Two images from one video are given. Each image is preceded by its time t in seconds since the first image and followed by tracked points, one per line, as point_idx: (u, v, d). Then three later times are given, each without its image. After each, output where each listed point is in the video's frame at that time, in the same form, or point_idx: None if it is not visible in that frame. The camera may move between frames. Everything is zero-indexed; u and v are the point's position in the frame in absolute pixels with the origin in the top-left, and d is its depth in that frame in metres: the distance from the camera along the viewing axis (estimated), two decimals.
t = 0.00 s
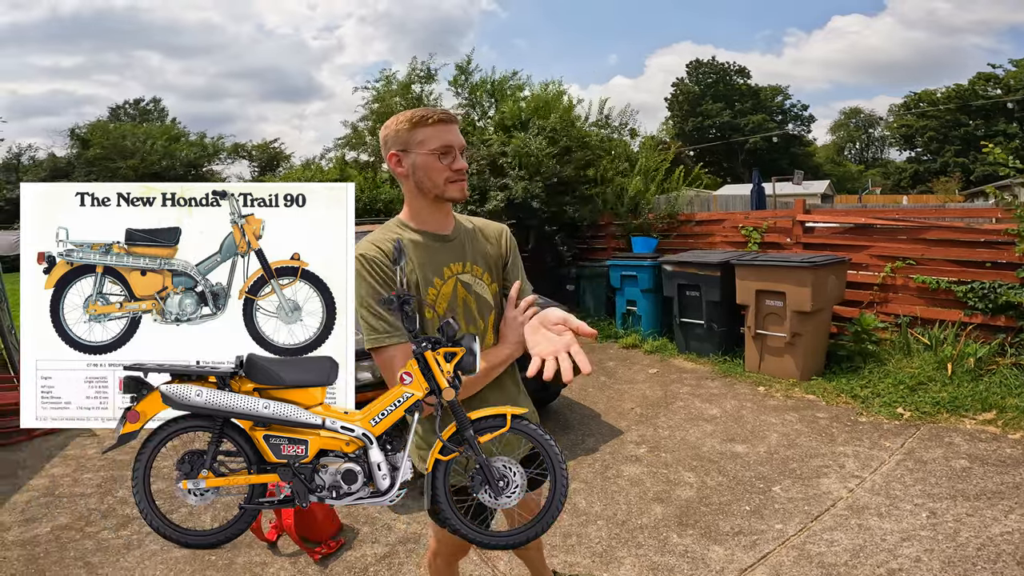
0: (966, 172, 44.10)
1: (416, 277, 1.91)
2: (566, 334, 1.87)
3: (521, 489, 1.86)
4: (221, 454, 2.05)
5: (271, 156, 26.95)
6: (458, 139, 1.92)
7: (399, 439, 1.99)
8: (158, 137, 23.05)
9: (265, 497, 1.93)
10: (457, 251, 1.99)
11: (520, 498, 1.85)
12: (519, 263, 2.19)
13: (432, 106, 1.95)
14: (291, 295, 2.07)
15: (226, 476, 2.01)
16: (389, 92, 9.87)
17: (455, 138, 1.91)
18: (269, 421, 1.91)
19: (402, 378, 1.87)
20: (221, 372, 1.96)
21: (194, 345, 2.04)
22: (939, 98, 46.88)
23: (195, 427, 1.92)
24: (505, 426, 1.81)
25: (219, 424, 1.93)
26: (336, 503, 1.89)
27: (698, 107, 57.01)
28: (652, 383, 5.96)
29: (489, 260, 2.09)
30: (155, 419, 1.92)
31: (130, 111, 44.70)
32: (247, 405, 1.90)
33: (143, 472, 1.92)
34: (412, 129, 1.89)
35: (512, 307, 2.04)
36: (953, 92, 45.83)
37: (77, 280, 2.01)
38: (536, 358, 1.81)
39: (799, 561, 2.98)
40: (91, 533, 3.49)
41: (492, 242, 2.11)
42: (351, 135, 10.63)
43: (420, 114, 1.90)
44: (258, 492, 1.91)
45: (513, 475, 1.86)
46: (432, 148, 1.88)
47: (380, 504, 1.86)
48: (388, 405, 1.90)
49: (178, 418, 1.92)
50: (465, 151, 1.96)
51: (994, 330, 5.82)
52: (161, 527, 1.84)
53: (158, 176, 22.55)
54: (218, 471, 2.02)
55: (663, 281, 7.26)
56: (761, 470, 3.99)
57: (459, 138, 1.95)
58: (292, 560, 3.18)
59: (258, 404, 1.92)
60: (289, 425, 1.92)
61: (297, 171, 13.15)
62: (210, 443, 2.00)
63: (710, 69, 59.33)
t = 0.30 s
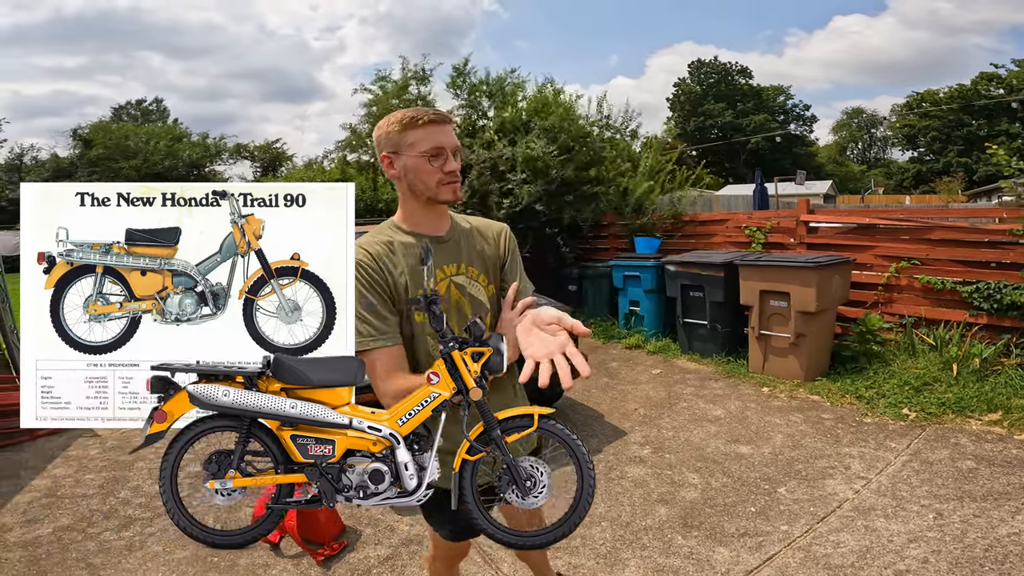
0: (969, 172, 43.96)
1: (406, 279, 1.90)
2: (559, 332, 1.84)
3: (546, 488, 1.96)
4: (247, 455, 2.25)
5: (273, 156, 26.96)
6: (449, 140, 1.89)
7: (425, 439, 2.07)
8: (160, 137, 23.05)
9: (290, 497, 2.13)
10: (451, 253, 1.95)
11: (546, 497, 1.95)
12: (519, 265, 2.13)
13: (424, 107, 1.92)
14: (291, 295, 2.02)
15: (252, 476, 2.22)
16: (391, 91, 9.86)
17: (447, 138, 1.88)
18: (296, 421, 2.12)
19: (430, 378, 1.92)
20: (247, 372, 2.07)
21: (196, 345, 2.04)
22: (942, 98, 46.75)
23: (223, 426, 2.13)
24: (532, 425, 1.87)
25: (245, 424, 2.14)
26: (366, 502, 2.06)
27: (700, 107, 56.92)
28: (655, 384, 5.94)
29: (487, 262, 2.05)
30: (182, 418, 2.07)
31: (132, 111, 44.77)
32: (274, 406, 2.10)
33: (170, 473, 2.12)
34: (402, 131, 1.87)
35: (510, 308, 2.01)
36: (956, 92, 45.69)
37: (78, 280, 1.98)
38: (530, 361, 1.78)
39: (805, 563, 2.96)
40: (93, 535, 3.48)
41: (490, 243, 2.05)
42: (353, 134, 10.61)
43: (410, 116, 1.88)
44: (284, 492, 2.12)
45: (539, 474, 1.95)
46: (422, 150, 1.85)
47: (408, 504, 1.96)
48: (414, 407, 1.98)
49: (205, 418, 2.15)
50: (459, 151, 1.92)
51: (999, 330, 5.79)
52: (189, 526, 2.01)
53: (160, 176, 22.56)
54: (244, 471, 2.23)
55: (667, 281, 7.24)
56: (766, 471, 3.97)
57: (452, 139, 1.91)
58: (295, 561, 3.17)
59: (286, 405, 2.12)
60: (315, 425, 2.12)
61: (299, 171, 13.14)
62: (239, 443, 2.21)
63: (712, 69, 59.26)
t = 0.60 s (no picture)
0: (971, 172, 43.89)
1: (397, 279, 1.90)
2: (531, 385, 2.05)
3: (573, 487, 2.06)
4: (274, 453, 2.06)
5: (275, 157, 27.00)
6: (423, 139, 1.85)
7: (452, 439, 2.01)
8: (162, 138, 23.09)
9: (317, 497, 1.97)
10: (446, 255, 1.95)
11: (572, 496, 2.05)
12: (514, 267, 2.16)
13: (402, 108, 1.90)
14: (291, 295, 2.00)
15: (280, 476, 2.03)
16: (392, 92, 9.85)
17: (418, 138, 1.84)
18: (324, 421, 1.92)
19: (457, 377, 1.95)
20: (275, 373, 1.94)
21: (196, 345, 2.00)
22: (944, 98, 46.70)
23: (249, 426, 1.92)
24: (559, 425, 1.96)
25: (273, 424, 1.93)
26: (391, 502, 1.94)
27: (701, 108, 56.90)
28: (659, 385, 5.93)
29: (481, 266, 2.07)
30: (210, 418, 1.93)
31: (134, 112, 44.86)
32: (302, 406, 1.90)
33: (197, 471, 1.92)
34: (378, 138, 1.89)
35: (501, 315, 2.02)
36: (958, 91, 45.62)
37: (78, 280, 1.96)
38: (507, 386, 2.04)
39: (812, 564, 2.94)
40: (95, 536, 3.47)
41: (483, 249, 2.07)
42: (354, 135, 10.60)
43: (385, 120, 1.88)
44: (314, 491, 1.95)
45: (566, 475, 2.05)
46: (392, 153, 1.84)
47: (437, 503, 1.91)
48: (441, 407, 1.95)
49: (232, 417, 1.93)
50: (438, 150, 1.88)
51: (1004, 331, 5.77)
52: (214, 526, 1.87)
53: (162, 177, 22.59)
54: (272, 471, 2.03)
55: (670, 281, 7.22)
56: (771, 472, 3.95)
57: (428, 137, 1.86)
58: (299, 562, 3.15)
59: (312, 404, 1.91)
60: (344, 425, 1.93)
61: (301, 172, 13.15)
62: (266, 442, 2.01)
63: (714, 69, 59.26)
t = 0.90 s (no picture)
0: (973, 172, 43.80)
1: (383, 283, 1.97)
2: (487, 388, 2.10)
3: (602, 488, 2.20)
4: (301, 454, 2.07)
5: (277, 157, 27.01)
6: (412, 140, 1.90)
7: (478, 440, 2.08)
8: (164, 138, 23.09)
9: (344, 497, 2.02)
10: (434, 260, 2.00)
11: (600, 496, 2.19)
12: (508, 271, 2.20)
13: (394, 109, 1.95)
14: (291, 295, 1.99)
15: (308, 476, 2.04)
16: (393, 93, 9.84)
17: (407, 139, 1.89)
18: (351, 421, 1.97)
19: (484, 377, 2.05)
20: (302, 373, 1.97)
21: (196, 344, 1.99)
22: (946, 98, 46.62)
23: (277, 426, 1.98)
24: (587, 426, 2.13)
25: (300, 424, 1.99)
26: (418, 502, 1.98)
27: (703, 108, 56.87)
28: (661, 385, 5.92)
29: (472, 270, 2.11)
30: (237, 418, 1.96)
31: (136, 112, 44.95)
32: (329, 405, 1.95)
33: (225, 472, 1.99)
34: (371, 139, 1.95)
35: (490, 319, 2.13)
36: (960, 91, 45.54)
37: (78, 280, 1.95)
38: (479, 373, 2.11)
39: (815, 565, 2.93)
40: (97, 536, 3.46)
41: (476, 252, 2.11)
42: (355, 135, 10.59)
43: (377, 121, 1.93)
44: (341, 491, 2.00)
45: (594, 475, 2.19)
46: (383, 155, 1.90)
47: (464, 504, 1.96)
48: (469, 407, 2.03)
49: (260, 418, 1.99)
50: (430, 150, 1.93)
51: (1007, 331, 5.75)
52: (242, 526, 1.92)
53: (164, 177, 22.60)
54: (299, 471, 2.04)
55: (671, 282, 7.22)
56: (775, 472, 3.94)
57: (417, 138, 1.91)
58: (300, 563, 3.15)
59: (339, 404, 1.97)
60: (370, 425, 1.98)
61: (303, 172, 13.16)
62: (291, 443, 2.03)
63: (715, 69, 59.22)
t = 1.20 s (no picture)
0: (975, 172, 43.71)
1: (383, 285, 2.01)
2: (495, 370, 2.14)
3: (627, 488, 2.23)
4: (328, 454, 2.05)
5: (278, 157, 27.02)
6: (412, 144, 1.91)
7: (505, 440, 2.12)
8: (165, 139, 23.11)
9: (372, 498, 2.01)
10: (432, 262, 2.05)
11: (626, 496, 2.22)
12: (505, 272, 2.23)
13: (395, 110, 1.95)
14: (291, 295, 1.98)
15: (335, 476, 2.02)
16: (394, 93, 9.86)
17: (407, 143, 1.90)
18: (378, 421, 1.99)
19: (512, 377, 2.16)
20: (330, 373, 1.98)
21: (196, 344, 1.98)
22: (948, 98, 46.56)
23: (304, 426, 1.99)
24: (613, 425, 2.20)
25: (327, 424, 2.00)
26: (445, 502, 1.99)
27: (704, 108, 56.83)
28: (662, 386, 5.91)
29: (469, 273, 2.14)
30: (263, 418, 1.97)
31: (138, 112, 45.04)
32: (356, 405, 1.97)
33: (251, 472, 1.99)
34: (368, 137, 1.94)
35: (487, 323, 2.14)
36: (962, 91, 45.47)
37: (79, 280, 1.95)
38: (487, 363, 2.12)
39: (816, 565, 2.93)
40: (99, 536, 3.47)
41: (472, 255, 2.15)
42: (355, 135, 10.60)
43: (377, 121, 1.93)
44: (369, 490, 1.98)
45: (621, 475, 2.22)
46: (381, 157, 1.91)
47: (491, 504, 1.97)
48: (496, 406, 2.10)
49: (287, 418, 2.01)
50: (428, 152, 1.94)
51: (1009, 331, 5.75)
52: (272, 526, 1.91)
53: (165, 177, 22.61)
54: (326, 471, 2.02)
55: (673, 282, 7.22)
56: (776, 473, 3.94)
57: (419, 142, 1.92)
58: (302, 563, 3.16)
59: (366, 403, 1.98)
60: (397, 425, 2.00)
61: (304, 172, 13.15)
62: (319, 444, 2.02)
63: (716, 69, 59.20)
